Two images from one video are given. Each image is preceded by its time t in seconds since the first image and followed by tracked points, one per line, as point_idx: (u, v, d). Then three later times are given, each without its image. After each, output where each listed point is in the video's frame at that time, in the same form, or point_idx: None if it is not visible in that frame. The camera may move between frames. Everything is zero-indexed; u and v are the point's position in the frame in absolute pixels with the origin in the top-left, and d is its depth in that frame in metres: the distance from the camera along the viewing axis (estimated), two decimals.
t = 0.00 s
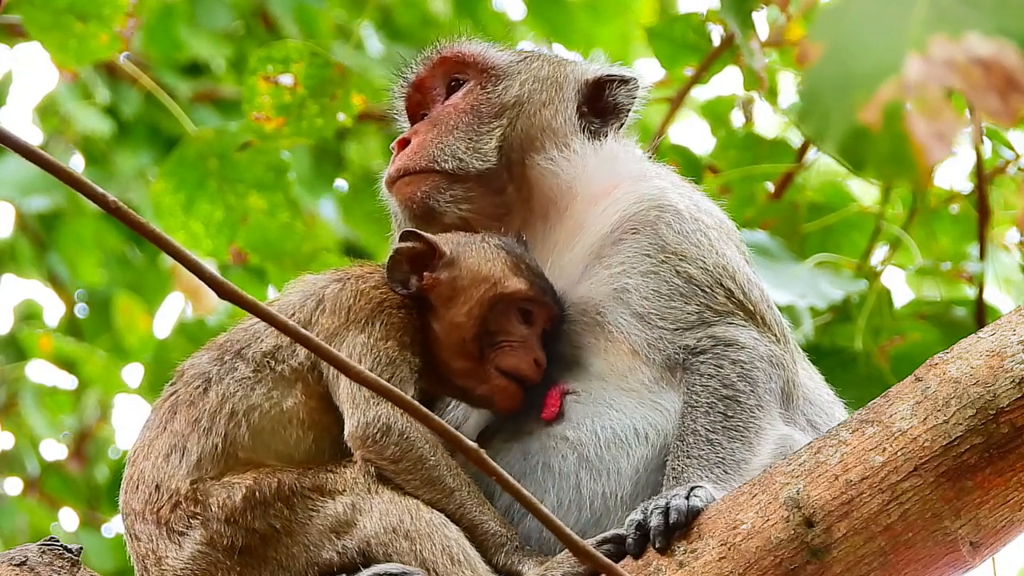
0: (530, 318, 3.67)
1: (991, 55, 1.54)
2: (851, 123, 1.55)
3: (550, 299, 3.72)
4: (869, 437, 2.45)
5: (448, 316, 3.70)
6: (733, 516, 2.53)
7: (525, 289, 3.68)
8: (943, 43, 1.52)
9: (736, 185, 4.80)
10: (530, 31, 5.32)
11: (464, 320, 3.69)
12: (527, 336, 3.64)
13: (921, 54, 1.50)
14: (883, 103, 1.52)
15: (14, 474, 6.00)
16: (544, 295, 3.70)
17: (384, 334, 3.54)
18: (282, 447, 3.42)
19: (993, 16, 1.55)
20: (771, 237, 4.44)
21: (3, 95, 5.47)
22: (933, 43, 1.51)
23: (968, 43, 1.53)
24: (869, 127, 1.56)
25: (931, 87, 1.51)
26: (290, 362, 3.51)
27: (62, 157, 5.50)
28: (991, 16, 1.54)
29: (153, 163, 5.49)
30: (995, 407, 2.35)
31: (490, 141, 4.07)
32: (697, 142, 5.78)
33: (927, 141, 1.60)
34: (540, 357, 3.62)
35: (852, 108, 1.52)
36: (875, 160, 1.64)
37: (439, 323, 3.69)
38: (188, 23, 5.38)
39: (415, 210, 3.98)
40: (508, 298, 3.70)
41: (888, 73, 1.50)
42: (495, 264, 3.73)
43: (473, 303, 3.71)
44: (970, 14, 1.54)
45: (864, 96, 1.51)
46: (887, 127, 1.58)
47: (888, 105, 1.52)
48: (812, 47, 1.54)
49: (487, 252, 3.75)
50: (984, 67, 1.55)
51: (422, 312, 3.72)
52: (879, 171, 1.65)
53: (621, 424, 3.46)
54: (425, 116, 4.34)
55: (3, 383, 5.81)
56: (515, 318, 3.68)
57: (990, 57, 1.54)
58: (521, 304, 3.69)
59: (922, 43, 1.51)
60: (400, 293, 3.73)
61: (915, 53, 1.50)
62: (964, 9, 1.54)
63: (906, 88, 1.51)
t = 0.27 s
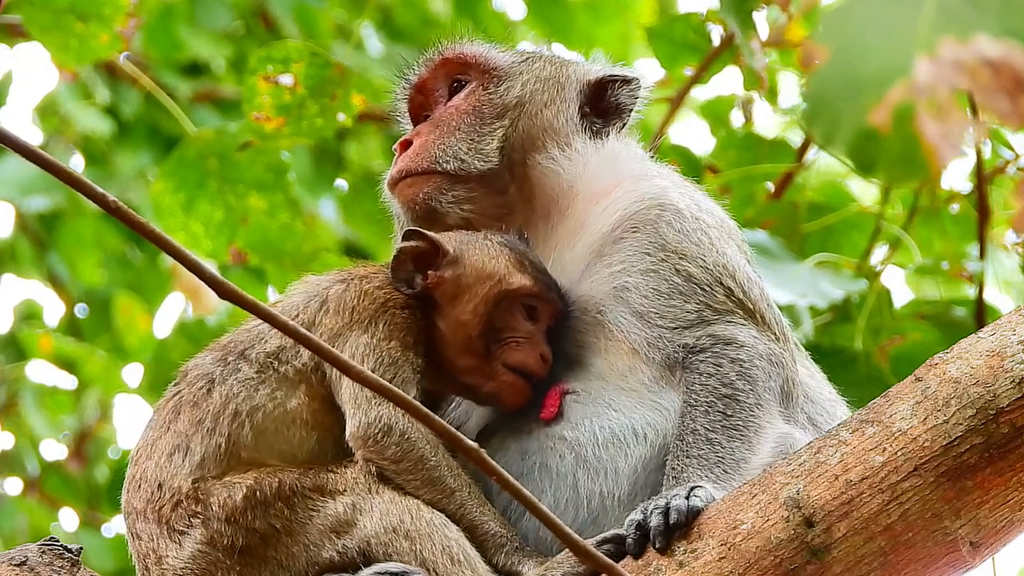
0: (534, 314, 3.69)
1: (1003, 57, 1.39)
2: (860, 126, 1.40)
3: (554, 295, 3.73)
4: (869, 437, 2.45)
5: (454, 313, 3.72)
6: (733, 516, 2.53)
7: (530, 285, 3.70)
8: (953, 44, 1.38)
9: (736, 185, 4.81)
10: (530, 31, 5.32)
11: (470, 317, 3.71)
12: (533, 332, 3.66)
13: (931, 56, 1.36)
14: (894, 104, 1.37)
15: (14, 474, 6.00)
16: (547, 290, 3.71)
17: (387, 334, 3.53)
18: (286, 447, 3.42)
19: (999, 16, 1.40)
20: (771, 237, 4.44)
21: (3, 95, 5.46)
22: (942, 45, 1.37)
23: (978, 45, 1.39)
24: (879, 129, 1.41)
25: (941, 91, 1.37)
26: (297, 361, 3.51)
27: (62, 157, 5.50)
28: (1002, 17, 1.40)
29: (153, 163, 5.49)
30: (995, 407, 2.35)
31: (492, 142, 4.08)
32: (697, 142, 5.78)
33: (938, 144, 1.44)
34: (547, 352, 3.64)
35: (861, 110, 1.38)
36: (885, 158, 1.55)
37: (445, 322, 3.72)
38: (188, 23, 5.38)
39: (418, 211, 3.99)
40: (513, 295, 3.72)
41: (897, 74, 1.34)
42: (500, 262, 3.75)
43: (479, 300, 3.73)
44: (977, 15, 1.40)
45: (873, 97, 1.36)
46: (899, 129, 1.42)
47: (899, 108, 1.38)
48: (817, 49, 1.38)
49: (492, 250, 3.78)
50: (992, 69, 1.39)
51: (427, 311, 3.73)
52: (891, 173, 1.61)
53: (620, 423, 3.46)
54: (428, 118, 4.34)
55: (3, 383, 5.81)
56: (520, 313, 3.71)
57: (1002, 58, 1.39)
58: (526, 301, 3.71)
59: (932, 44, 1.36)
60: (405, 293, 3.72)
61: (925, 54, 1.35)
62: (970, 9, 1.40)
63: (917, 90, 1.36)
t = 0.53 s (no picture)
0: (537, 312, 3.69)
1: (1002, 53, 1.46)
2: (861, 123, 1.47)
3: (557, 292, 3.73)
4: (869, 437, 2.45)
5: (456, 313, 3.72)
6: (733, 516, 2.53)
7: (532, 283, 3.69)
8: (954, 40, 1.44)
9: (736, 185, 4.81)
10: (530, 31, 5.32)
11: (473, 316, 3.71)
12: (535, 330, 3.67)
13: (932, 53, 1.42)
14: (895, 102, 1.44)
15: (15, 474, 6.01)
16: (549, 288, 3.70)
17: (391, 335, 3.54)
18: (289, 447, 3.42)
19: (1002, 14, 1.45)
20: (771, 237, 4.44)
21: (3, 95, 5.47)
22: (943, 41, 1.43)
23: (977, 42, 1.45)
24: (881, 126, 1.48)
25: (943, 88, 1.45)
26: (301, 363, 3.50)
27: (62, 158, 5.50)
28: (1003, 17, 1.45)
29: (153, 163, 5.49)
30: (995, 407, 2.35)
31: (492, 142, 4.08)
32: (697, 142, 5.78)
33: (938, 137, 1.53)
34: (550, 351, 3.65)
35: (862, 109, 1.44)
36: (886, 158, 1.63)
37: (448, 322, 3.72)
38: (189, 24, 5.38)
39: (419, 212, 3.99)
40: (515, 293, 3.72)
41: (898, 71, 1.41)
42: (501, 261, 3.73)
43: (481, 299, 3.72)
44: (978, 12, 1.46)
45: (875, 96, 1.43)
46: (902, 125, 1.50)
47: (900, 104, 1.45)
48: (819, 49, 1.44)
49: (493, 248, 3.77)
50: (992, 65, 1.46)
51: (429, 311, 3.73)
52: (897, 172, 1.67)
53: (619, 421, 3.46)
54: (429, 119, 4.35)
55: (3, 383, 5.82)
56: (522, 310, 3.70)
57: (1001, 55, 1.46)
58: (528, 298, 3.70)
59: (932, 41, 1.42)
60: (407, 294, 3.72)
61: (925, 53, 1.41)
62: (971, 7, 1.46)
63: (917, 86, 1.43)
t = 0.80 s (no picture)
0: (535, 310, 3.69)
1: (993, 52, 1.32)
2: (851, 122, 1.34)
3: (554, 289, 3.72)
4: (869, 437, 2.45)
5: (456, 314, 3.72)
6: (733, 516, 2.54)
7: (529, 280, 3.69)
8: (945, 40, 1.32)
9: (735, 185, 4.81)
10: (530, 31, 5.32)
11: (472, 317, 3.71)
12: (534, 328, 3.67)
13: (922, 51, 1.32)
14: (885, 100, 1.32)
15: (15, 474, 6.01)
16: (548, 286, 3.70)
17: (391, 338, 3.54)
18: (291, 449, 3.42)
19: (996, 14, 1.33)
20: (771, 237, 4.45)
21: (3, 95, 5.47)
22: (934, 40, 1.32)
23: (970, 40, 1.32)
24: (872, 127, 1.34)
25: (935, 88, 1.31)
26: (302, 365, 3.50)
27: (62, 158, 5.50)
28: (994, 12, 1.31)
29: (153, 163, 5.49)
30: (995, 407, 2.36)
31: (491, 141, 4.09)
32: (697, 142, 5.78)
33: (930, 137, 1.35)
34: (550, 350, 3.65)
35: (850, 107, 1.32)
36: (875, 159, 1.39)
37: (447, 324, 3.72)
38: (189, 24, 5.38)
39: (419, 213, 4.01)
40: (512, 291, 3.72)
41: (887, 70, 1.31)
42: (499, 261, 3.74)
43: (480, 299, 3.72)
44: (973, 12, 1.34)
45: (862, 91, 1.31)
46: (894, 126, 1.34)
47: (890, 104, 1.32)
48: (810, 49, 1.35)
49: (490, 248, 3.79)
50: (984, 64, 1.32)
51: (428, 314, 3.74)
52: (883, 174, 1.41)
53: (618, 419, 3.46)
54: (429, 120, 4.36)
55: (3, 383, 5.82)
56: (521, 309, 3.70)
57: (992, 53, 1.32)
58: (526, 296, 3.70)
59: (921, 40, 1.32)
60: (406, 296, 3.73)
61: (916, 51, 1.31)
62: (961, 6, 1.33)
63: (908, 85, 1.31)
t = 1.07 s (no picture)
0: (532, 307, 3.69)
1: (977, 57, 1.12)
2: (834, 125, 1.18)
3: (550, 286, 3.73)
4: (869, 437, 2.45)
5: (451, 314, 3.72)
6: (733, 516, 2.54)
7: (523, 277, 3.69)
8: (933, 43, 1.15)
9: (735, 185, 4.81)
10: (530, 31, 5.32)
11: (467, 316, 3.70)
12: (530, 325, 3.67)
13: (907, 54, 1.15)
14: (869, 102, 1.16)
15: (14, 474, 6.01)
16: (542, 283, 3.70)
17: (390, 339, 3.54)
18: (292, 450, 3.42)
19: (979, 20, 1.14)
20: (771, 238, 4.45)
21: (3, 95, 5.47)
22: (921, 43, 1.15)
23: (956, 45, 1.14)
24: (855, 131, 1.19)
25: (917, 94, 1.14)
26: (302, 366, 3.50)
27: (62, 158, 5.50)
28: (982, 21, 1.14)
29: (153, 163, 5.48)
30: (995, 407, 2.36)
31: (489, 141, 4.08)
32: (696, 143, 5.78)
33: (912, 140, 1.18)
34: (547, 346, 3.65)
35: (835, 107, 1.17)
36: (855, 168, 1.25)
37: (443, 323, 3.71)
38: (189, 24, 5.38)
39: (420, 214, 4.02)
40: (507, 290, 3.72)
41: (870, 72, 1.15)
42: (493, 260, 3.75)
43: (474, 298, 3.72)
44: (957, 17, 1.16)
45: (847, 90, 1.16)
46: (878, 127, 1.18)
47: (875, 106, 1.16)
48: (796, 47, 1.19)
49: (485, 248, 3.80)
50: (971, 70, 1.12)
51: (425, 315, 3.73)
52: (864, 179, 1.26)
53: (618, 417, 3.46)
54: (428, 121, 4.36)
55: (3, 383, 5.82)
56: (516, 306, 3.70)
57: (976, 59, 1.12)
58: (520, 293, 3.70)
59: (907, 43, 1.16)
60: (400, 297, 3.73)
61: (901, 55, 1.15)
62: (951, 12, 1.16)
63: (893, 88, 1.14)
